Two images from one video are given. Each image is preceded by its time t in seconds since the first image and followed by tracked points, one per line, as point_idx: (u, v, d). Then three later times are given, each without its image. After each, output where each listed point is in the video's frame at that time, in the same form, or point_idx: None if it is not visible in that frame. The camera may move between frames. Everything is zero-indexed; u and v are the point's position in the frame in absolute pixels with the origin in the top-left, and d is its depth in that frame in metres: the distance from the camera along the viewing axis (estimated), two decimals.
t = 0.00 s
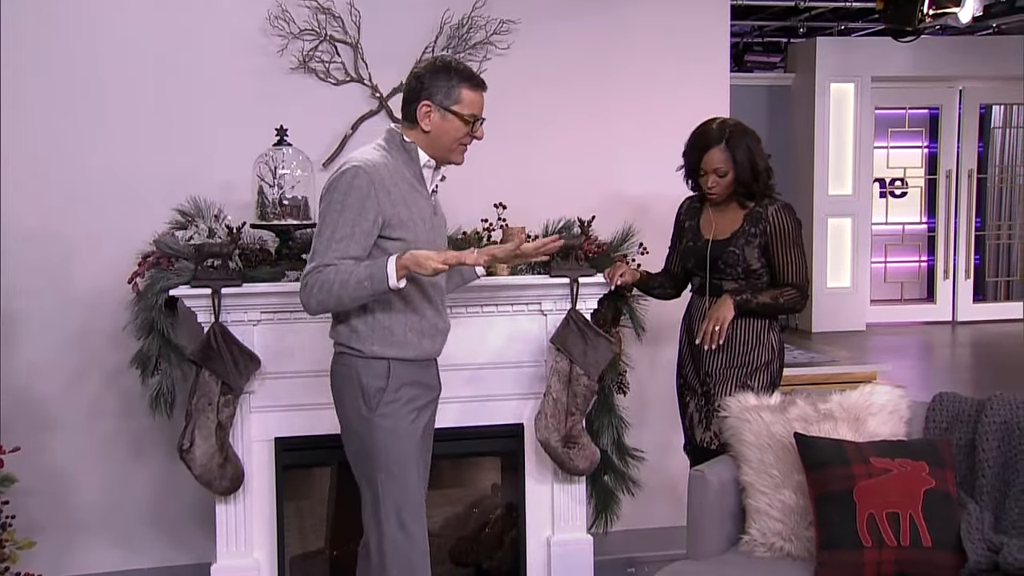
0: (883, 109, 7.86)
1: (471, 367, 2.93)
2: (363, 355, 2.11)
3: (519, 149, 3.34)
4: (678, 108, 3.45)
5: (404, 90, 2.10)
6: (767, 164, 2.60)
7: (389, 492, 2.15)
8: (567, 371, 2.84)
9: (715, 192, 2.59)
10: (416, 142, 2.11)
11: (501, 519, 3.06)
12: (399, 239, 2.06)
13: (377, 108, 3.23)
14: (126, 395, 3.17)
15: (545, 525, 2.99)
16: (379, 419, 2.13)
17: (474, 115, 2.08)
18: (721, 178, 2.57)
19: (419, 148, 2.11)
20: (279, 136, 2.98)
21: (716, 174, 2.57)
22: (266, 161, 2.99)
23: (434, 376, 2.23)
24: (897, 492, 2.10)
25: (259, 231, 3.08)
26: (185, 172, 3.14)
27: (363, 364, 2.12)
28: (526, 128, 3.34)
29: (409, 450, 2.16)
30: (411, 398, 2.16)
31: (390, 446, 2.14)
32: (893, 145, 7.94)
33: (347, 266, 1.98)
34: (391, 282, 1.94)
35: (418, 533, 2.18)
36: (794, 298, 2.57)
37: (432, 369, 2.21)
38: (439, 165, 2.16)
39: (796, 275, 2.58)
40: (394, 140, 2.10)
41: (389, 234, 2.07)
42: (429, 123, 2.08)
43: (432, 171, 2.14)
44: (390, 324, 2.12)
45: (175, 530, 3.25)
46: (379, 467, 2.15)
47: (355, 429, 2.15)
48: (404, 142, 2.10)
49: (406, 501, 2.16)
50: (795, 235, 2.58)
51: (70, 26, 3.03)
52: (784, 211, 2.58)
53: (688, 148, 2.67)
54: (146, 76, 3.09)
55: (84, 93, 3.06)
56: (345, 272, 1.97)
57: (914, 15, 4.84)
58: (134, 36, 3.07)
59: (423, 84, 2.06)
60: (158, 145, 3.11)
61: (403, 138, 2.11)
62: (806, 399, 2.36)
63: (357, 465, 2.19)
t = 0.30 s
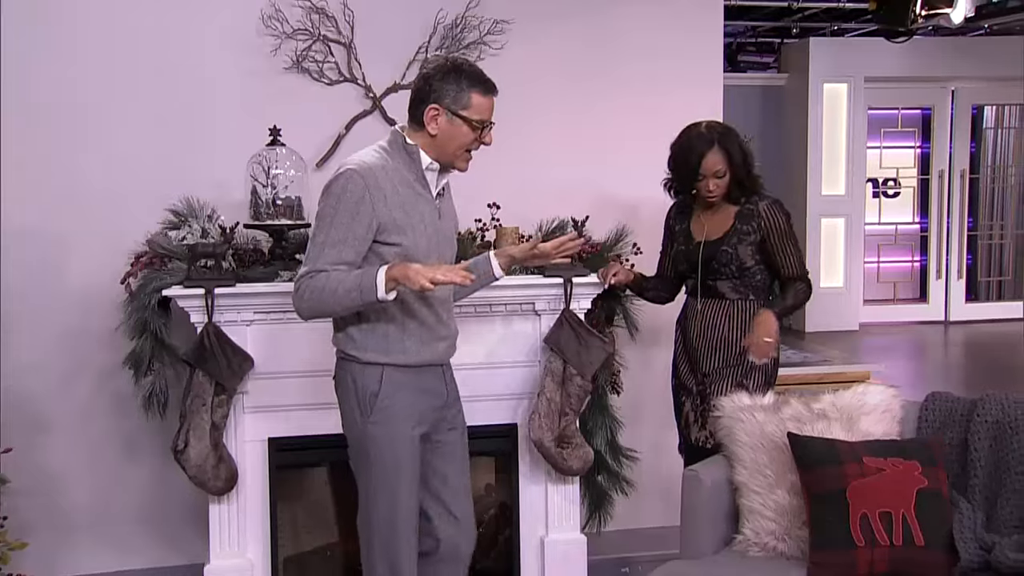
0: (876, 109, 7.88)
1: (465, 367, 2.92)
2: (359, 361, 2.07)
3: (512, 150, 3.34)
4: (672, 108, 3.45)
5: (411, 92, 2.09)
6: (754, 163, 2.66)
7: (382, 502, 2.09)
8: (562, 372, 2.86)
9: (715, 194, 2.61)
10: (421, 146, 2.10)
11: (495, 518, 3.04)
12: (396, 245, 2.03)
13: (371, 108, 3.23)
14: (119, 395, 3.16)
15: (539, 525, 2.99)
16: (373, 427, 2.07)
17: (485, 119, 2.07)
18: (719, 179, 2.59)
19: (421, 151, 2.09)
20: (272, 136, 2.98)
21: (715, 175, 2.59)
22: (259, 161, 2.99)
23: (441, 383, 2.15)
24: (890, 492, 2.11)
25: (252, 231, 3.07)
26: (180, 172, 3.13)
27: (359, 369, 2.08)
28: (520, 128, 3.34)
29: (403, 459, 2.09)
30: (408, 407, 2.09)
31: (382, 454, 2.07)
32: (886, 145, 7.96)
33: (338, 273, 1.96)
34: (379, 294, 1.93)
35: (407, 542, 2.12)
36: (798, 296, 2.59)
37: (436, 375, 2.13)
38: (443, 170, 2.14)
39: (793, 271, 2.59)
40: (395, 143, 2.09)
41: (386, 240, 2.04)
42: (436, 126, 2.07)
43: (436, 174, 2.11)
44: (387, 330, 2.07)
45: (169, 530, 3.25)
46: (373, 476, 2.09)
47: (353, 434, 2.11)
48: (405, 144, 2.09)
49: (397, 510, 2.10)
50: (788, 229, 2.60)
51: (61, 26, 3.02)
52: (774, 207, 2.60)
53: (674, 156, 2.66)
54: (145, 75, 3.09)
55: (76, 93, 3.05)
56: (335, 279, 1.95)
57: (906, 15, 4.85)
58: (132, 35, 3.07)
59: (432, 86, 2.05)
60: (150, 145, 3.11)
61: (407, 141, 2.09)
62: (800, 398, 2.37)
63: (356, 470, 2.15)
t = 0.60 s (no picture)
0: (865, 110, 7.91)
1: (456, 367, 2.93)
2: (357, 362, 2.07)
3: (502, 150, 3.34)
4: (661, 108, 3.46)
5: (398, 92, 2.08)
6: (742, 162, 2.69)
7: (381, 502, 2.09)
8: (551, 372, 2.87)
9: (710, 194, 2.61)
10: (407, 147, 2.09)
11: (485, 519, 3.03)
12: (385, 250, 2.03)
13: (361, 108, 3.22)
14: (108, 396, 3.15)
15: (529, 524, 2.99)
16: (370, 428, 2.07)
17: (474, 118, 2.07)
18: (715, 179, 2.60)
19: (408, 152, 2.08)
20: (262, 136, 2.97)
21: (709, 175, 2.59)
22: (249, 161, 2.98)
23: (446, 383, 2.13)
24: (879, 491, 2.11)
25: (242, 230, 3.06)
26: (171, 172, 3.12)
27: (358, 371, 2.08)
28: (510, 128, 3.34)
29: (402, 462, 2.08)
30: (406, 407, 2.07)
31: (380, 455, 2.07)
32: (876, 145, 8.00)
33: (326, 282, 1.97)
34: (364, 308, 1.93)
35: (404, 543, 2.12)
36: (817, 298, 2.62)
37: (438, 374, 2.11)
38: (433, 170, 2.13)
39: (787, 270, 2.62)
40: (381, 145, 2.09)
41: (374, 245, 2.04)
42: (426, 127, 2.07)
43: (424, 175, 2.10)
44: (383, 333, 2.06)
45: (158, 531, 3.24)
46: (372, 477, 2.09)
47: (353, 435, 2.12)
48: (392, 146, 2.09)
49: (395, 510, 2.10)
50: (781, 229, 2.63)
51: (49, 26, 3.01)
52: (765, 205, 2.64)
53: (664, 158, 2.67)
54: (143, 76, 3.08)
55: (65, 92, 3.04)
56: (323, 289, 1.96)
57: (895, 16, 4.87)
58: (130, 35, 3.07)
59: (421, 84, 2.05)
60: (139, 145, 3.10)
61: (393, 142, 2.09)
62: (789, 398, 2.37)
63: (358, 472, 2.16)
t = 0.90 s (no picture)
0: (852, 109, 7.94)
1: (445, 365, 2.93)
2: (365, 365, 2.06)
3: (491, 148, 3.34)
4: (649, 107, 3.47)
5: (397, 93, 2.07)
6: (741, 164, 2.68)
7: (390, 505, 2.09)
8: (540, 370, 2.86)
9: (711, 195, 2.60)
10: (408, 148, 2.08)
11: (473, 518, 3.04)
12: (386, 252, 2.02)
13: (349, 106, 3.22)
14: (95, 395, 3.14)
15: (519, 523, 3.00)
16: (379, 431, 2.06)
17: (474, 116, 2.07)
18: (716, 179, 2.59)
19: (408, 153, 2.06)
20: (250, 135, 2.95)
21: (710, 176, 2.58)
22: (236, 159, 2.97)
23: (455, 384, 2.11)
24: (866, 488, 2.13)
25: (229, 229, 3.05)
26: (158, 171, 3.11)
27: (365, 374, 2.07)
28: (499, 126, 3.34)
29: (412, 465, 2.07)
30: (415, 410, 2.06)
31: (388, 458, 2.06)
32: (863, 145, 8.00)
33: (328, 289, 1.96)
34: (369, 319, 1.94)
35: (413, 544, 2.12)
36: (799, 317, 2.64)
37: (446, 375, 2.09)
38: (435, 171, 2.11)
39: (781, 273, 2.62)
40: (381, 146, 2.07)
41: (376, 247, 2.03)
42: (426, 128, 2.05)
43: (426, 175, 2.09)
44: (388, 334, 2.05)
45: (145, 531, 3.23)
46: (381, 479, 2.08)
47: (361, 438, 2.11)
48: (391, 146, 2.07)
49: (404, 512, 2.09)
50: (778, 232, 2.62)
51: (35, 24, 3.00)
52: (764, 209, 2.62)
53: (665, 157, 2.66)
54: (137, 76, 3.07)
55: (51, 91, 3.02)
56: (326, 297, 1.95)
57: (882, 16, 4.89)
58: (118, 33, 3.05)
59: (420, 85, 2.04)
60: (126, 143, 3.08)
61: (392, 143, 2.08)
62: (777, 395, 2.38)
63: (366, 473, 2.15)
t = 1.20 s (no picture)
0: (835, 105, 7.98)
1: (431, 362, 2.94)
2: (378, 363, 2.01)
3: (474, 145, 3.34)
4: (633, 103, 3.47)
5: (410, 85, 2.05)
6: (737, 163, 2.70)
7: (397, 506, 2.05)
8: (525, 366, 2.84)
9: (711, 189, 2.61)
10: (427, 139, 2.05)
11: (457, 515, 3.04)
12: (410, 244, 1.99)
13: (332, 102, 3.21)
14: (76, 392, 3.12)
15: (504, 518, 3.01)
16: (390, 430, 2.02)
17: (489, 102, 2.04)
18: (716, 174, 2.61)
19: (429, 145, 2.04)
20: (233, 130, 2.94)
21: (712, 170, 2.60)
22: (219, 155, 2.95)
23: (467, 385, 2.07)
24: (848, 483, 2.14)
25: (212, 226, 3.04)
26: (141, 167, 3.09)
27: (378, 372, 2.02)
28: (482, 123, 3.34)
29: (421, 466, 2.03)
30: (427, 411, 2.02)
31: (398, 458, 2.02)
32: (846, 141, 8.04)
33: (365, 284, 1.92)
34: (426, 308, 1.91)
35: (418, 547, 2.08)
36: (784, 325, 2.66)
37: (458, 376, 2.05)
38: (452, 161, 2.08)
39: (768, 274, 2.63)
40: (401, 139, 2.04)
41: (400, 239, 1.99)
42: (442, 115, 2.02)
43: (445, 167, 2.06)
44: (406, 335, 2.00)
45: (128, 529, 3.21)
46: (389, 479, 2.04)
47: (370, 437, 2.06)
48: (411, 139, 2.04)
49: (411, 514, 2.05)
50: (770, 232, 2.63)
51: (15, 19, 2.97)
52: (755, 210, 2.63)
53: (664, 152, 2.66)
54: (122, 73, 3.06)
55: (31, 86, 3.00)
56: (365, 292, 1.91)
57: (864, 13, 4.92)
58: (100, 28, 3.03)
59: (431, 73, 2.01)
60: (107, 139, 3.06)
61: (413, 135, 2.05)
62: (761, 392, 2.39)
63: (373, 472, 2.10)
